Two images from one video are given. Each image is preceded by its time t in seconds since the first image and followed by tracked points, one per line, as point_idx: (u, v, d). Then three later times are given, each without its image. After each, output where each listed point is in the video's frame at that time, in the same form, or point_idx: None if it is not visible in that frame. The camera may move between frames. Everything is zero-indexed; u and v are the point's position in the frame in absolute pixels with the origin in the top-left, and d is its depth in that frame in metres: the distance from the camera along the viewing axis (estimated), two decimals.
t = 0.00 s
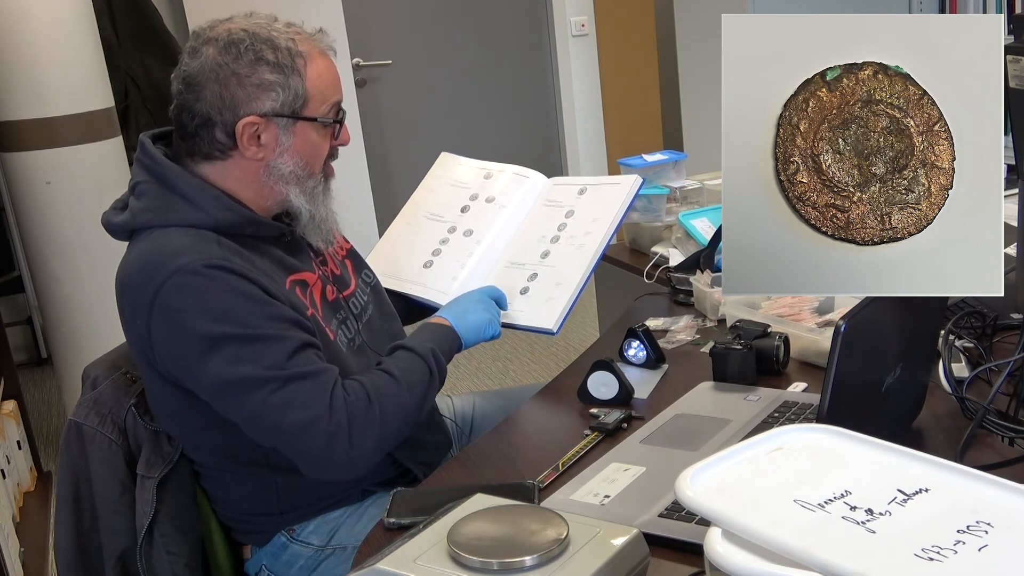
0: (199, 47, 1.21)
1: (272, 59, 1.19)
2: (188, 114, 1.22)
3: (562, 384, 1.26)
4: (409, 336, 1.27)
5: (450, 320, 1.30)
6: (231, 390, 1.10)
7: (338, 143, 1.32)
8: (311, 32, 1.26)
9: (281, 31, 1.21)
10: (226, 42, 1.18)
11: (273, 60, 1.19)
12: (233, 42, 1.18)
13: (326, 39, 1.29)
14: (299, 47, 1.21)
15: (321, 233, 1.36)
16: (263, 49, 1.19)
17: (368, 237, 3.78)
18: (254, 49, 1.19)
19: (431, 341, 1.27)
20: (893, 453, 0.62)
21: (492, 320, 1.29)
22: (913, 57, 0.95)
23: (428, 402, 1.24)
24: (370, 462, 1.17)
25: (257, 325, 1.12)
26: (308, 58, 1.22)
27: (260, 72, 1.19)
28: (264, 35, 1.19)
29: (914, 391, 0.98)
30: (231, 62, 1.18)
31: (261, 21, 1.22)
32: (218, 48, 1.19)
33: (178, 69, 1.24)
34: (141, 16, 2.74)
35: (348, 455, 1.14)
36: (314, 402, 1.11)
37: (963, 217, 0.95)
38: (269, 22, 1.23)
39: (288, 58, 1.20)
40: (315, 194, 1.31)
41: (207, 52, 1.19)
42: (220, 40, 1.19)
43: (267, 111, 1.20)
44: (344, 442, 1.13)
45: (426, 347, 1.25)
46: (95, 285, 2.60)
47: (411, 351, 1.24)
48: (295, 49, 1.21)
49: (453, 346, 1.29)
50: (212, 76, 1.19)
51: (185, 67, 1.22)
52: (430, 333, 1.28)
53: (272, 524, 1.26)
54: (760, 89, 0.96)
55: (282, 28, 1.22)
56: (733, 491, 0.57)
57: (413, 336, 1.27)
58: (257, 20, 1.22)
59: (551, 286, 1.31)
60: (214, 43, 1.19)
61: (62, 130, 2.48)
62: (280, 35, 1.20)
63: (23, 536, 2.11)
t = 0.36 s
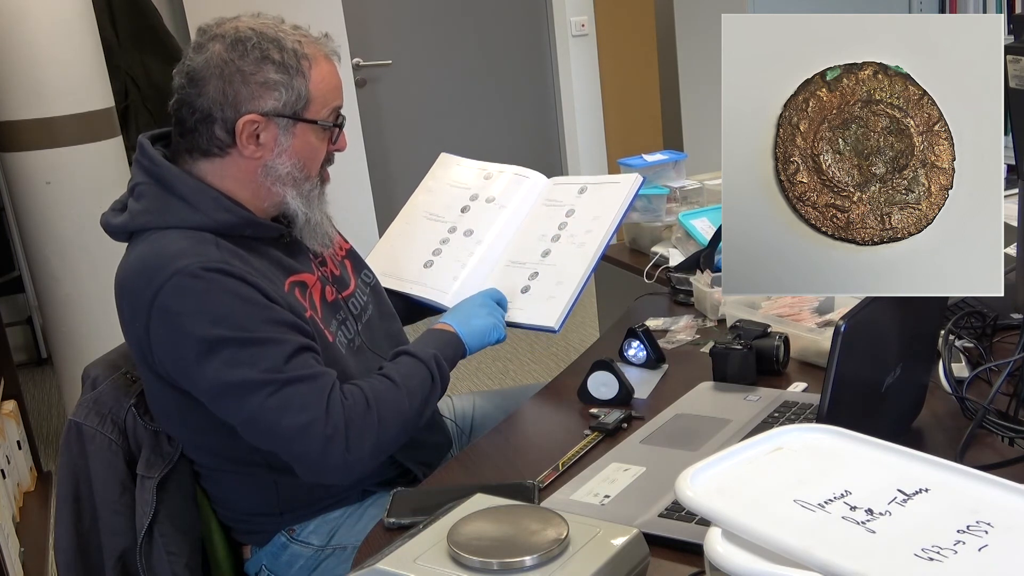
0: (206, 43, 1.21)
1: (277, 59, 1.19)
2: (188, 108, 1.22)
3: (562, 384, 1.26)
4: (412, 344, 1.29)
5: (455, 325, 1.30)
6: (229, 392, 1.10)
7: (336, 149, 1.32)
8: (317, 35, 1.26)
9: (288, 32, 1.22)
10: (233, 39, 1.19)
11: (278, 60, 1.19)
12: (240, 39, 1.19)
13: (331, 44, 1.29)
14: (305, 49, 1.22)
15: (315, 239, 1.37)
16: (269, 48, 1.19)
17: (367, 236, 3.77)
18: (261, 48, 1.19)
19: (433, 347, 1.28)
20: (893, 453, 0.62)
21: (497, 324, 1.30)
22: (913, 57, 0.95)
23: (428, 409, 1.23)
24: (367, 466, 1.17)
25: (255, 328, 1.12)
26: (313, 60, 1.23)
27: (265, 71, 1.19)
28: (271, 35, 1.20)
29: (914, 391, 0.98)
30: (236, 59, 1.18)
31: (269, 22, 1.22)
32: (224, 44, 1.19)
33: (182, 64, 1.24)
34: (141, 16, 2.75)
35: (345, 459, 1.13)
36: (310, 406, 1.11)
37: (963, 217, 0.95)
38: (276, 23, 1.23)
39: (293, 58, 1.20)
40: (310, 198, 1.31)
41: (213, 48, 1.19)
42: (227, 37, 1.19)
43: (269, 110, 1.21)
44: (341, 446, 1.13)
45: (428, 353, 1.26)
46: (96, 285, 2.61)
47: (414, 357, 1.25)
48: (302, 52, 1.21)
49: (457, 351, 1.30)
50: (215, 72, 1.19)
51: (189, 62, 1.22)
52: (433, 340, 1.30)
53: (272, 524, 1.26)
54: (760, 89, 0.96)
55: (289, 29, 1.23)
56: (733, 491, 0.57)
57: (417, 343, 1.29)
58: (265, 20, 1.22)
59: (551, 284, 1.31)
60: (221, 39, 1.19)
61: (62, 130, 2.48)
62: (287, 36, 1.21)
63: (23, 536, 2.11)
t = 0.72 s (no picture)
0: (198, 44, 1.21)
1: (270, 57, 1.19)
2: (184, 110, 1.22)
3: (563, 384, 1.26)
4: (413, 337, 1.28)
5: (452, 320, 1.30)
6: (235, 391, 1.10)
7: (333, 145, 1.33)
8: (309, 30, 1.26)
9: (279, 29, 1.22)
10: (224, 39, 1.18)
11: (271, 58, 1.19)
12: (231, 38, 1.18)
13: (323, 38, 1.29)
14: (297, 45, 1.22)
15: (316, 233, 1.36)
16: (260, 46, 1.19)
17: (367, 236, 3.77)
18: (253, 46, 1.19)
19: (434, 340, 1.28)
20: (892, 453, 0.62)
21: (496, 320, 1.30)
22: (913, 57, 0.95)
23: (431, 404, 1.24)
24: (375, 461, 1.17)
25: (259, 326, 1.12)
26: (305, 56, 1.22)
27: (258, 70, 1.19)
28: (262, 33, 1.20)
29: (914, 391, 0.98)
30: (228, 59, 1.18)
31: (259, 19, 1.22)
32: (215, 45, 1.19)
33: (177, 65, 1.24)
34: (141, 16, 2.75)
35: (353, 453, 1.14)
36: (317, 402, 1.11)
37: (963, 217, 0.95)
38: (268, 21, 1.23)
39: (285, 55, 1.20)
40: (311, 194, 1.31)
41: (204, 49, 1.19)
42: (218, 37, 1.19)
43: (264, 109, 1.21)
44: (348, 441, 1.13)
45: (428, 345, 1.26)
46: (96, 285, 2.61)
47: (415, 349, 1.25)
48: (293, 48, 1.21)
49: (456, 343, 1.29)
50: (209, 72, 1.19)
51: (182, 63, 1.22)
52: (434, 332, 1.29)
53: (272, 524, 1.26)
54: (760, 89, 0.96)
55: (279, 26, 1.22)
56: (733, 491, 0.57)
57: (416, 336, 1.28)
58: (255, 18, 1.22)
59: (551, 284, 1.31)
60: (212, 39, 1.19)
61: (62, 130, 2.48)
62: (278, 33, 1.21)
63: (23, 535, 2.11)
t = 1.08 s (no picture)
0: (170, 57, 1.20)
1: (242, 63, 1.19)
2: (168, 125, 1.23)
3: (563, 383, 1.26)
4: (436, 272, 1.30)
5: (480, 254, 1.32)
6: (273, 367, 1.11)
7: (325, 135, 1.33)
8: (282, 28, 1.25)
9: (249, 31, 1.21)
10: (195, 50, 1.18)
11: (243, 64, 1.19)
12: (201, 49, 1.18)
13: (299, 33, 1.28)
14: (270, 46, 1.21)
15: (321, 225, 1.36)
16: (231, 53, 1.18)
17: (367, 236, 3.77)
18: (222, 54, 1.18)
19: (458, 275, 1.29)
20: (892, 453, 0.62)
21: (515, 257, 1.34)
22: (913, 58, 0.95)
23: (468, 332, 1.28)
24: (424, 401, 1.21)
25: (279, 301, 1.13)
26: (280, 56, 1.22)
27: (233, 77, 1.19)
28: (231, 39, 1.19)
29: (914, 391, 0.98)
30: (201, 71, 1.18)
31: (228, 23, 1.21)
32: (187, 57, 1.19)
33: (155, 80, 1.24)
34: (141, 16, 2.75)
35: (404, 394, 1.17)
36: (355, 356, 1.13)
37: (963, 217, 0.95)
38: (238, 23, 1.22)
39: (258, 59, 1.19)
40: (310, 190, 1.31)
41: (177, 62, 1.19)
42: (188, 49, 1.19)
43: (245, 116, 1.21)
44: (399, 381, 1.17)
45: (456, 280, 1.28)
46: (96, 285, 2.61)
47: (441, 285, 1.27)
48: (265, 47, 1.20)
49: (481, 275, 1.30)
50: (185, 86, 1.19)
51: (159, 78, 1.22)
52: (456, 267, 1.30)
53: (272, 524, 1.26)
54: (760, 89, 0.96)
55: (249, 28, 1.21)
56: (734, 491, 0.57)
57: (440, 271, 1.30)
58: (224, 23, 1.21)
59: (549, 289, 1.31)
60: (183, 52, 1.19)
61: (62, 130, 2.48)
62: (249, 36, 1.20)
63: (23, 535, 2.11)
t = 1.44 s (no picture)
0: (156, 59, 1.21)
1: (227, 61, 1.19)
2: (159, 126, 1.23)
3: (563, 383, 1.26)
4: (450, 266, 1.31)
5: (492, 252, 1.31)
6: (275, 362, 1.11)
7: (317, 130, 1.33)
8: (267, 24, 1.25)
9: (233, 29, 1.21)
10: (179, 51, 1.18)
11: (228, 62, 1.19)
12: (185, 49, 1.18)
13: (284, 28, 1.28)
14: (254, 43, 1.21)
15: (318, 220, 1.36)
16: (215, 52, 1.18)
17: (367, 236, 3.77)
18: (206, 53, 1.18)
19: (470, 268, 1.30)
20: (891, 452, 0.62)
21: (531, 252, 1.33)
22: (913, 57, 0.95)
23: (477, 323, 1.29)
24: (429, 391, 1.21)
25: (280, 296, 1.13)
26: (265, 53, 1.22)
27: (219, 76, 1.19)
28: (215, 37, 1.19)
29: (914, 392, 0.98)
30: (186, 71, 1.18)
31: (211, 23, 1.21)
32: (172, 57, 1.19)
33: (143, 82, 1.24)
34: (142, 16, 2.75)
35: (410, 383, 1.18)
36: (358, 347, 1.14)
37: (963, 217, 0.95)
38: (222, 22, 1.22)
39: (242, 57, 1.20)
40: (303, 186, 1.31)
41: (163, 63, 1.19)
42: (173, 49, 1.19)
43: (233, 115, 1.21)
44: (404, 371, 1.17)
45: (466, 273, 1.28)
46: (96, 285, 2.61)
47: (453, 279, 1.28)
48: (248, 43, 1.20)
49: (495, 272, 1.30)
50: (172, 87, 1.20)
51: (146, 81, 1.22)
52: (470, 261, 1.31)
53: (272, 524, 1.26)
54: (760, 89, 0.96)
55: (233, 26, 1.21)
56: (735, 492, 0.57)
57: (454, 265, 1.31)
58: (207, 22, 1.21)
59: (549, 293, 1.32)
60: (168, 53, 1.19)
61: (63, 130, 2.48)
62: (233, 34, 1.20)
63: (23, 535, 2.11)
